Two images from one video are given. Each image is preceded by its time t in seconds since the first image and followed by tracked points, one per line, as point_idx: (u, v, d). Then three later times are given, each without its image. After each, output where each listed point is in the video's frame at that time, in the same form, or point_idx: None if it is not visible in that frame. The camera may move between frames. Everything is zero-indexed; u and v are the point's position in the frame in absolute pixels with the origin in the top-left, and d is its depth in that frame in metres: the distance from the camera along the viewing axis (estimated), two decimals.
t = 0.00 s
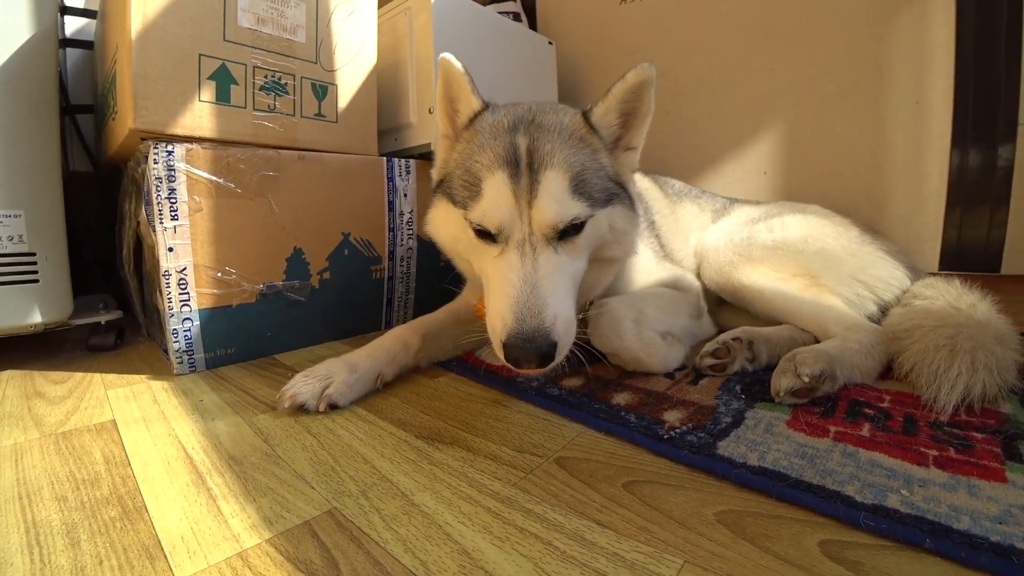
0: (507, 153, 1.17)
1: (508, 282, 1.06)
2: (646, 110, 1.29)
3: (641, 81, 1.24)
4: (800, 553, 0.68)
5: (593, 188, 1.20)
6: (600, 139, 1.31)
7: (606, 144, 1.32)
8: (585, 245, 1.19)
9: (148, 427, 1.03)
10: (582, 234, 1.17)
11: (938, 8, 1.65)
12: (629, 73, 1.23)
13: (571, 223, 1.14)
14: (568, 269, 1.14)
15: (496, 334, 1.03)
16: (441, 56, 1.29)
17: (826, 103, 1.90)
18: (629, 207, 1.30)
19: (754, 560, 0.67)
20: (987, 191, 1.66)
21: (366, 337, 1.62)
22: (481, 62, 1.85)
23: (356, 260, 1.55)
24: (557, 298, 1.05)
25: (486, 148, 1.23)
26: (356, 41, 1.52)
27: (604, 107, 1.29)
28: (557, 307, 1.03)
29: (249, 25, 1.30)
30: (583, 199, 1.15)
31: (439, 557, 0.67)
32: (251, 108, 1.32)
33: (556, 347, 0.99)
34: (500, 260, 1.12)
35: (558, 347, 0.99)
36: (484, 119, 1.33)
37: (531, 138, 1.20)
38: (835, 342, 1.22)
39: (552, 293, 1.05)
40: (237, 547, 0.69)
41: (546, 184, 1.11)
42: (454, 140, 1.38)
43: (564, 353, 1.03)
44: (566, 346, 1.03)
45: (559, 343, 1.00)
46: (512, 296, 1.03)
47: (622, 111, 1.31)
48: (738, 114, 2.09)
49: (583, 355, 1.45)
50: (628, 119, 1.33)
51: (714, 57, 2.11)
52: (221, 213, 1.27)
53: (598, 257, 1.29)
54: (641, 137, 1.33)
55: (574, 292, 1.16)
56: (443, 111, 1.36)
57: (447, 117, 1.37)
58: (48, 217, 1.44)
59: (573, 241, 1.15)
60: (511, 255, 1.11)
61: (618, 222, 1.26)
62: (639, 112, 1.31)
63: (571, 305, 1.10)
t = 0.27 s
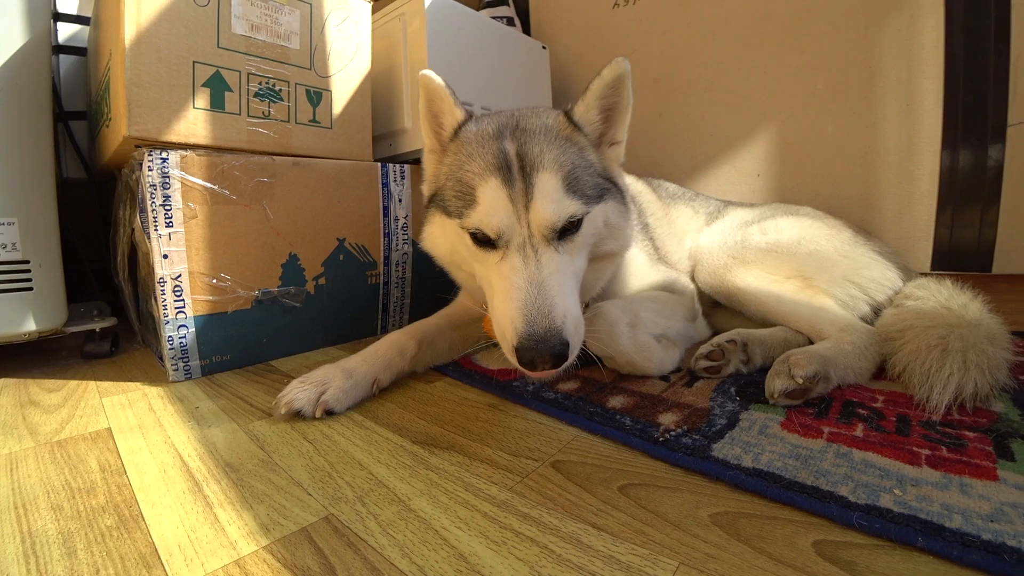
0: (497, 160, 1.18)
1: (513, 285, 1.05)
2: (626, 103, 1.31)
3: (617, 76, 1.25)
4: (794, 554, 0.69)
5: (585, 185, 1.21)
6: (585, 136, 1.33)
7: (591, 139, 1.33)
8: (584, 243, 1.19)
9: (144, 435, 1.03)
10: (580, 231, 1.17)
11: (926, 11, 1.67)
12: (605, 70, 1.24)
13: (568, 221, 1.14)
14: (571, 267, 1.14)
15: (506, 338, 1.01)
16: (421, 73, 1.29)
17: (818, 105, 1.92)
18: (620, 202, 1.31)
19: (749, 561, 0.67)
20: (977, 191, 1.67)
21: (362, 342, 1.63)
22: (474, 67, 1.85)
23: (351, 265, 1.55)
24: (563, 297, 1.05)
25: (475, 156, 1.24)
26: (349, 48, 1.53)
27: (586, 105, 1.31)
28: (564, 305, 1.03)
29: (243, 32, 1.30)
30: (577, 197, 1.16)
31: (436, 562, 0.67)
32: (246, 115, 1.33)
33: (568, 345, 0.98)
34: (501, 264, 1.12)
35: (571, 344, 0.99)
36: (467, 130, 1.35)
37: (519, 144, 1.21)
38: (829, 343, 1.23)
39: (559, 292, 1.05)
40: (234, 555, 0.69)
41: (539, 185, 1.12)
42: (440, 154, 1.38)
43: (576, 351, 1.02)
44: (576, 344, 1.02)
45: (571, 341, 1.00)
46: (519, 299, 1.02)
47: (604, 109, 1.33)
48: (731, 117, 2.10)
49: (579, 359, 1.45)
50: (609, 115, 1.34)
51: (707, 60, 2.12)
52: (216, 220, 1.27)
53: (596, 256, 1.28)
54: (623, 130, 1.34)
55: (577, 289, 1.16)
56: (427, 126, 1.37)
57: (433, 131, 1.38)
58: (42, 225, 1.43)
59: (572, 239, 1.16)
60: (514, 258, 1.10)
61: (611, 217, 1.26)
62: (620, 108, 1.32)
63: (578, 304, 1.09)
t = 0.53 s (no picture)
0: (485, 167, 1.19)
1: (514, 289, 1.06)
2: (606, 102, 1.33)
3: (596, 75, 1.28)
4: (786, 550, 0.70)
5: (574, 184, 1.22)
6: (568, 136, 1.34)
7: (575, 138, 1.35)
8: (578, 242, 1.21)
9: (136, 441, 1.02)
10: (573, 230, 1.18)
11: (912, 15, 1.70)
12: (584, 70, 1.26)
13: (562, 222, 1.16)
14: (567, 267, 1.15)
15: (512, 343, 1.02)
16: (402, 88, 1.31)
17: (806, 107, 1.94)
18: (607, 198, 1.32)
19: (741, 557, 0.68)
20: (963, 191, 1.70)
21: (356, 345, 1.62)
22: (466, 72, 1.86)
23: (344, 269, 1.55)
24: (563, 297, 1.06)
25: (462, 164, 1.25)
26: (342, 52, 1.54)
27: (568, 106, 1.32)
28: (565, 306, 1.04)
29: (236, 36, 1.30)
30: (568, 197, 1.18)
31: (431, 564, 0.68)
32: (238, 119, 1.32)
33: (575, 345, 1.00)
34: (499, 270, 1.12)
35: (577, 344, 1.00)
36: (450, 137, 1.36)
37: (505, 149, 1.22)
38: (819, 343, 1.25)
39: (558, 293, 1.06)
40: (229, 559, 0.69)
41: (531, 189, 1.13)
42: (426, 164, 1.38)
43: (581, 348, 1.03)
44: (580, 340, 1.04)
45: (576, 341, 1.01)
46: (521, 303, 1.03)
47: (585, 108, 1.35)
48: (722, 120, 2.12)
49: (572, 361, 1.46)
50: (590, 114, 1.36)
51: (698, 64, 2.15)
52: (208, 224, 1.26)
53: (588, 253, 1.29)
54: (606, 128, 1.35)
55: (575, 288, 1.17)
56: (411, 138, 1.37)
57: (417, 142, 1.38)
58: (31, 230, 1.42)
59: (567, 239, 1.17)
60: (512, 264, 1.11)
61: (601, 214, 1.28)
62: (601, 106, 1.34)
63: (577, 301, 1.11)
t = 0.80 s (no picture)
0: (471, 167, 1.19)
1: (512, 278, 1.06)
2: (583, 95, 1.34)
3: (573, 70, 1.29)
4: (784, 551, 0.70)
5: (559, 175, 1.23)
6: (550, 132, 1.35)
7: (557, 132, 1.36)
8: (569, 229, 1.20)
9: (129, 451, 1.01)
10: (564, 219, 1.18)
11: (899, 16, 1.72)
12: (560, 66, 1.27)
13: (553, 212, 1.16)
14: (562, 254, 1.15)
15: (513, 328, 1.02)
16: (382, 103, 1.30)
17: (796, 108, 1.96)
18: (593, 188, 1.33)
19: (739, 559, 0.68)
20: (952, 189, 1.72)
21: (350, 352, 1.62)
22: (458, 76, 1.87)
23: (337, 275, 1.55)
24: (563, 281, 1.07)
25: (448, 167, 1.24)
26: (332, 57, 1.53)
27: (547, 104, 1.33)
28: (564, 290, 1.05)
29: (225, 42, 1.30)
30: (555, 187, 1.18)
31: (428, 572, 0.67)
32: (228, 126, 1.32)
33: (577, 326, 1.00)
34: (493, 262, 1.12)
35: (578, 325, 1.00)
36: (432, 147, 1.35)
37: (488, 148, 1.23)
38: (812, 342, 1.25)
39: (556, 278, 1.06)
40: (224, 571, 0.68)
41: (519, 183, 1.13)
42: (411, 175, 1.38)
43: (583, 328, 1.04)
44: (582, 322, 1.04)
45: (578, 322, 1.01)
46: (521, 290, 1.03)
47: (563, 104, 1.36)
48: (713, 122, 2.14)
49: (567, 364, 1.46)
50: (570, 109, 1.37)
51: (688, 66, 2.16)
52: (200, 232, 1.25)
53: (582, 243, 1.29)
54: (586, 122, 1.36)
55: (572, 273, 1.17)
56: (393, 149, 1.37)
57: (400, 152, 1.38)
58: (19, 239, 1.41)
59: (558, 228, 1.17)
60: (507, 255, 1.10)
61: (589, 203, 1.28)
62: (578, 99, 1.35)
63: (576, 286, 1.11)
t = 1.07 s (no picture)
0: (469, 168, 1.19)
1: (493, 285, 1.06)
2: (590, 105, 1.34)
3: (581, 78, 1.29)
4: (784, 555, 0.70)
5: (556, 183, 1.23)
6: (552, 138, 1.34)
7: (558, 139, 1.35)
8: (560, 238, 1.20)
9: (122, 458, 1.00)
10: (555, 227, 1.18)
11: (890, 22, 1.74)
12: (570, 72, 1.27)
13: (543, 219, 1.16)
14: (549, 263, 1.15)
15: (491, 336, 1.02)
16: (388, 87, 1.30)
17: (790, 113, 1.97)
18: (589, 197, 1.33)
19: (739, 563, 0.68)
20: (944, 193, 1.73)
21: (345, 356, 1.61)
22: (453, 81, 1.87)
23: (332, 279, 1.54)
24: (543, 292, 1.07)
25: (447, 164, 1.25)
26: (328, 62, 1.53)
27: (552, 109, 1.33)
28: (546, 301, 1.04)
29: (221, 46, 1.29)
30: (550, 195, 1.18)
31: None
32: (224, 129, 1.31)
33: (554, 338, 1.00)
34: (481, 266, 1.12)
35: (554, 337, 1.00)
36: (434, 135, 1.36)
37: (487, 149, 1.22)
38: (808, 345, 1.26)
39: (539, 288, 1.06)
40: None
41: (514, 189, 1.13)
42: (412, 163, 1.39)
43: (559, 341, 1.04)
44: (559, 336, 1.04)
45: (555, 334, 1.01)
46: (500, 298, 1.03)
47: (568, 110, 1.36)
48: (708, 126, 2.15)
49: (564, 369, 1.46)
50: (573, 116, 1.37)
51: (683, 70, 2.17)
52: (194, 236, 1.24)
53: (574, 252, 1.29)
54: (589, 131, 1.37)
55: (558, 284, 1.17)
56: (396, 136, 1.37)
57: (403, 140, 1.38)
58: (11, 242, 1.39)
59: (548, 236, 1.17)
60: (494, 261, 1.11)
61: (584, 212, 1.28)
62: (584, 109, 1.36)
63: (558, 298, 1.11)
